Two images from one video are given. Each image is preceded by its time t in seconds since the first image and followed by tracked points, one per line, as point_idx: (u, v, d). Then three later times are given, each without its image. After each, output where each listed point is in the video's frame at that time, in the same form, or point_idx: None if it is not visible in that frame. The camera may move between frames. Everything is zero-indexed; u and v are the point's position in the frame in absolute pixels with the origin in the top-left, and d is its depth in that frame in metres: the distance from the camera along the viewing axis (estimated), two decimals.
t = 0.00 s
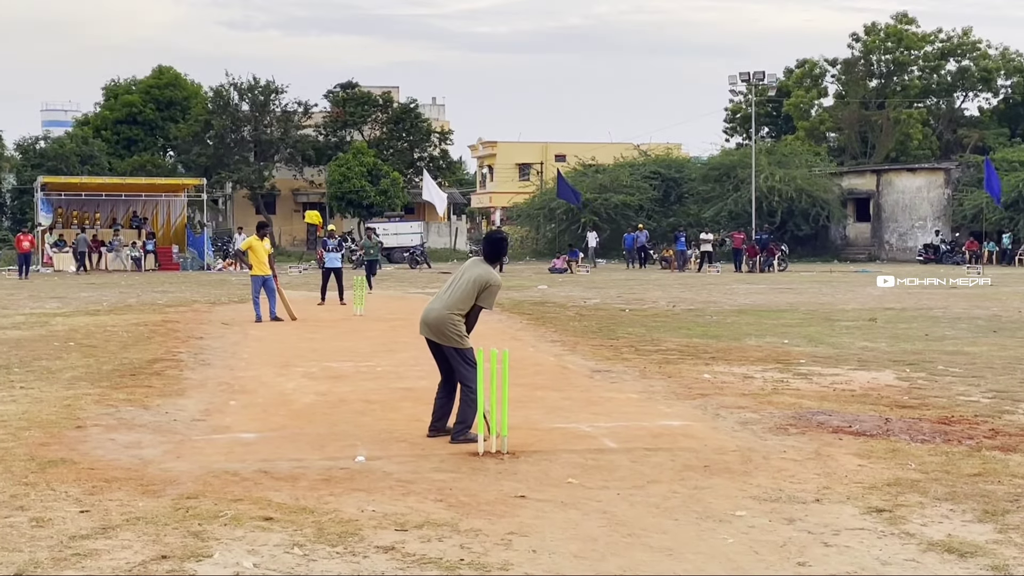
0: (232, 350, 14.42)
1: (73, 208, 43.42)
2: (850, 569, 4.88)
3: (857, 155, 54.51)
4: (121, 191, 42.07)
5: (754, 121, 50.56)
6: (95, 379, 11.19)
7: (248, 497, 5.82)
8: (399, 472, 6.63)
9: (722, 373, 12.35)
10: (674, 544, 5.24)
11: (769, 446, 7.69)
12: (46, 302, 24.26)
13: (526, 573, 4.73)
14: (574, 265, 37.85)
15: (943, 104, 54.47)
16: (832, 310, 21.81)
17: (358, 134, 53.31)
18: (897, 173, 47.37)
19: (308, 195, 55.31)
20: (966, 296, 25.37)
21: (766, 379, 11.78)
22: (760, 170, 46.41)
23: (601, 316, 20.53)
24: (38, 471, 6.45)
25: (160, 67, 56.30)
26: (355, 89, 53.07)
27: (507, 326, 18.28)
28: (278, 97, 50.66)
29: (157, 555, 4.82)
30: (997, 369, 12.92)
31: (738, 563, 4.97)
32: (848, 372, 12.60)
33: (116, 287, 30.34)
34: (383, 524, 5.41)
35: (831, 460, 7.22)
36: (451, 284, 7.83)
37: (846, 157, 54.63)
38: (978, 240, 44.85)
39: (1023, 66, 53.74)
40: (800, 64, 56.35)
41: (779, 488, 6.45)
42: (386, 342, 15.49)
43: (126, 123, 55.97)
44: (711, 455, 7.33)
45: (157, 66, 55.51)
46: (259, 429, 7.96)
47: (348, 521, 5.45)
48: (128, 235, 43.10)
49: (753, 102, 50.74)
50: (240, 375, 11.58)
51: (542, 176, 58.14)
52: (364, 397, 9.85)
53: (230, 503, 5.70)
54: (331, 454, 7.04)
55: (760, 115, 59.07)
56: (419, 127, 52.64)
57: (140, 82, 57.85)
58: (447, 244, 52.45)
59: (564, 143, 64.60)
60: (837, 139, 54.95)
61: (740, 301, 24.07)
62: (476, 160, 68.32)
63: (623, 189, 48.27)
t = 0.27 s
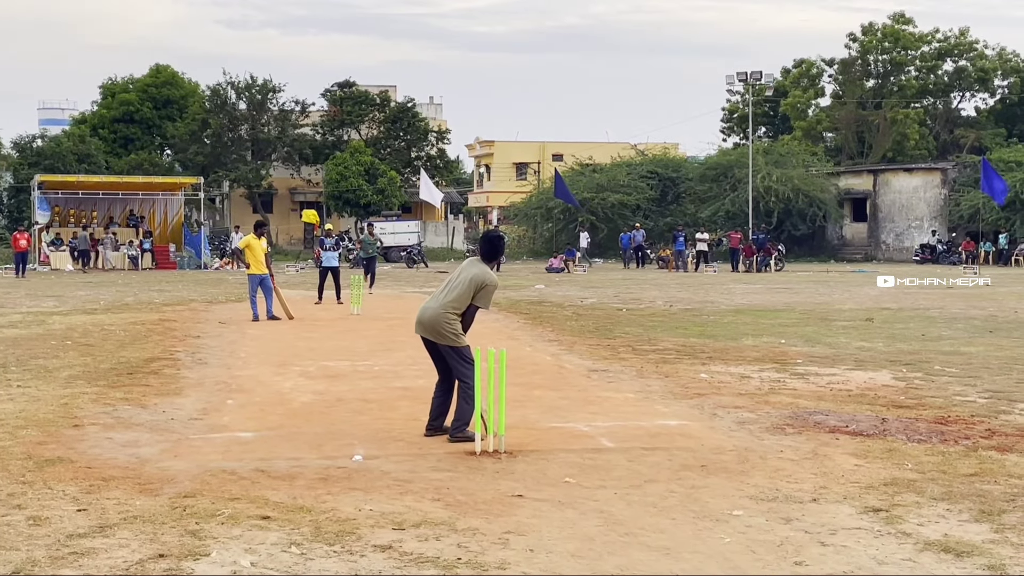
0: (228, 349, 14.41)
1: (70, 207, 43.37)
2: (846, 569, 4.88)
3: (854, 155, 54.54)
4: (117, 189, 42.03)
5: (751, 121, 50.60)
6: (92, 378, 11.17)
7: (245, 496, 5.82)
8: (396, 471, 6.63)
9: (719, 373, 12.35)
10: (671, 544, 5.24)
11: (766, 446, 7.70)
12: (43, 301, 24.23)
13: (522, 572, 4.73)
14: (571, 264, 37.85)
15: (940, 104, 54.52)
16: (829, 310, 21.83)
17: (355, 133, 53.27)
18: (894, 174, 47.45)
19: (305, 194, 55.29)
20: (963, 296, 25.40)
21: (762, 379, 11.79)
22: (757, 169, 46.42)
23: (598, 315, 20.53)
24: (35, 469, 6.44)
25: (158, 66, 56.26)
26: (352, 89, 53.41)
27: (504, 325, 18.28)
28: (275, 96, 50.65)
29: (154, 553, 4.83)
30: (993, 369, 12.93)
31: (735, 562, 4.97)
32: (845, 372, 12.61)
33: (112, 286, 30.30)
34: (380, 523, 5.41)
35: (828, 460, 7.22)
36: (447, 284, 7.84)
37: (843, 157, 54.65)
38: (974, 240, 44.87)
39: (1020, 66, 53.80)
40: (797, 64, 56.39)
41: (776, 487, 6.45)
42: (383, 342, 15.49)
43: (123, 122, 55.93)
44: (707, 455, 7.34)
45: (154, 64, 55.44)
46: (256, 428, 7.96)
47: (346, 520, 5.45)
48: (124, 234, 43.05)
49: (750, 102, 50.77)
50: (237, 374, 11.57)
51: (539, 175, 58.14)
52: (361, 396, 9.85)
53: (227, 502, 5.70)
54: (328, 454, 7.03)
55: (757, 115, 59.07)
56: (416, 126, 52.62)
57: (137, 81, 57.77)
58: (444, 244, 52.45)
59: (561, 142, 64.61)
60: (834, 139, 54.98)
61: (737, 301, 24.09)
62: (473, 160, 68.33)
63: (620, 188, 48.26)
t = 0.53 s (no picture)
0: (224, 347, 14.39)
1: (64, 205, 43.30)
2: (841, 568, 4.89)
3: (849, 155, 54.60)
4: (112, 186, 41.94)
5: (747, 120, 50.65)
6: (86, 376, 11.15)
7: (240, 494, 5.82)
8: (391, 469, 6.63)
9: (714, 371, 12.37)
10: (667, 542, 5.25)
11: (761, 445, 7.71)
12: (38, 298, 24.17)
13: (518, 571, 4.74)
14: (567, 263, 37.85)
15: (935, 104, 54.61)
16: (824, 309, 21.86)
17: (350, 131, 53.21)
18: (889, 173, 47.54)
19: (300, 192, 55.26)
20: (958, 296, 25.45)
21: (757, 378, 11.81)
22: (752, 169, 46.45)
23: (594, 314, 20.54)
24: (30, 467, 6.43)
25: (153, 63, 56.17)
26: (348, 87, 53.43)
27: (500, 324, 18.27)
28: (271, 94, 50.84)
29: (149, 551, 4.82)
30: (988, 368, 12.97)
31: (730, 561, 4.97)
32: (840, 371, 12.63)
33: (107, 283, 30.25)
34: (376, 521, 5.41)
35: (823, 458, 7.24)
36: (442, 282, 7.83)
37: (838, 156, 54.71)
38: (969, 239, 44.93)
39: (1015, 66, 53.91)
40: (792, 63, 56.45)
41: (771, 486, 6.46)
42: (378, 340, 15.47)
43: (118, 119, 55.82)
44: (703, 454, 7.35)
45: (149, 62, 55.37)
46: (251, 426, 7.96)
47: (341, 518, 5.46)
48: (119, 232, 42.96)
49: (746, 101, 50.79)
50: (232, 372, 11.55)
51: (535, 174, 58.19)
52: (356, 394, 9.84)
53: (223, 500, 5.71)
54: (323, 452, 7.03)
55: (753, 114, 59.12)
56: (412, 124, 52.60)
57: (133, 78, 57.69)
58: (440, 242, 52.43)
59: (557, 141, 64.62)
60: (829, 138, 55.02)
61: (733, 300, 24.13)
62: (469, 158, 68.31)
63: (616, 187, 48.30)
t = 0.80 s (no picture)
0: (219, 344, 14.39)
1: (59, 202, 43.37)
2: (834, 565, 4.91)
3: (844, 153, 54.64)
4: (106, 183, 41.89)
5: (742, 118, 50.69)
6: (81, 373, 11.14)
7: (235, 491, 5.82)
8: (386, 466, 6.63)
9: (709, 369, 12.40)
10: (661, 540, 5.26)
11: (755, 442, 7.72)
12: (32, 296, 24.14)
13: (512, 568, 4.75)
14: (561, 261, 37.85)
15: (930, 103, 54.67)
16: (819, 307, 21.90)
17: (345, 128, 53.15)
18: (884, 171, 47.60)
19: (295, 189, 55.23)
20: (953, 294, 25.48)
21: (752, 376, 11.83)
22: (747, 167, 46.50)
23: (589, 312, 20.56)
24: (24, 464, 6.43)
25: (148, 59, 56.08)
26: (343, 84, 53.29)
27: (495, 322, 18.29)
28: (266, 91, 50.78)
29: (144, 548, 4.82)
30: (981, 366, 12.99)
31: (723, 558, 4.99)
32: (834, 369, 12.65)
33: (102, 281, 30.21)
34: (370, 518, 5.42)
35: (817, 456, 7.25)
36: (442, 278, 7.84)
37: (833, 155, 54.75)
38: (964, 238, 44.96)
39: (1010, 65, 53.98)
40: (788, 62, 56.50)
41: (765, 483, 6.48)
42: (373, 337, 15.48)
43: (113, 116, 55.74)
44: (697, 451, 7.36)
45: (144, 59, 55.27)
46: (246, 423, 7.96)
47: (336, 514, 5.46)
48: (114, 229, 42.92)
49: (741, 99, 50.83)
50: (227, 369, 11.55)
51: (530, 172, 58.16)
52: (351, 391, 9.85)
53: (217, 497, 5.71)
54: (318, 449, 7.03)
55: (748, 113, 59.17)
56: (407, 121, 52.56)
57: (127, 75, 57.59)
58: (435, 240, 52.43)
59: (552, 139, 64.62)
60: (824, 136, 55.06)
61: (727, 298, 24.17)
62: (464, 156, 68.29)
63: (610, 185, 48.33)
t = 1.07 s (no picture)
0: (211, 342, 14.37)
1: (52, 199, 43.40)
2: (826, 562, 4.93)
3: (837, 152, 54.74)
4: (99, 180, 41.79)
5: (735, 117, 50.77)
6: (73, 370, 11.12)
7: (227, 489, 5.81)
8: (379, 464, 6.64)
9: (701, 367, 12.41)
10: (653, 537, 5.27)
11: (747, 440, 7.73)
12: (24, 293, 24.06)
13: (505, 566, 4.75)
14: (555, 259, 37.87)
15: (923, 101, 54.81)
16: (812, 305, 21.92)
17: (339, 126, 53.08)
18: (877, 170, 47.67)
19: (288, 187, 55.16)
20: (945, 293, 25.55)
21: (744, 374, 11.84)
22: (741, 165, 46.55)
23: (582, 310, 20.56)
24: (15, 462, 6.41)
25: (141, 57, 55.95)
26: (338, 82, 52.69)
27: (488, 319, 18.28)
28: (259, 88, 50.73)
29: (136, 546, 4.82)
30: (974, 365, 13.02)
31: (716, 556, 5.00)
32: (827, 367, 12.67)
33: (94, 278, 30.14)
34: (363, 516, 5.42)
35: (809, 454, 7.27)
36: (442, 276, 7.84)
37: (826, 153, 54.84)
38: (957, 237, 45.06)
39: (1002, 64, 54.15)
40: (781, 60, 56.58)
41: (757, 481, 6.49)
42: (366, 336, 15.46)
43: (106, 113, 55.61)
44: (690, 449, 7.37)
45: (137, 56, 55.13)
46: (239, 421, 7.95)
47: (329, 512, 5.46)
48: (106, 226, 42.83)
49: (734, 97, 50.89)
50: (220, 367, 11.54)
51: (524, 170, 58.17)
52: (344, 389, 9.85)
53: (210, 495, 5.70)
54: (310, 447, 7.03)
55: (741, 111, 59.22)
56: (400, 119, 52.53)
57: (120, 72, 57.42)
58: (428, 238, 52.39)
59: (546, 137, 64.63)
60: (818, 135, 55.13)
61: (720, 296, 24.21)
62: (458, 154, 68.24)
63: (604, 183, 48.37)
